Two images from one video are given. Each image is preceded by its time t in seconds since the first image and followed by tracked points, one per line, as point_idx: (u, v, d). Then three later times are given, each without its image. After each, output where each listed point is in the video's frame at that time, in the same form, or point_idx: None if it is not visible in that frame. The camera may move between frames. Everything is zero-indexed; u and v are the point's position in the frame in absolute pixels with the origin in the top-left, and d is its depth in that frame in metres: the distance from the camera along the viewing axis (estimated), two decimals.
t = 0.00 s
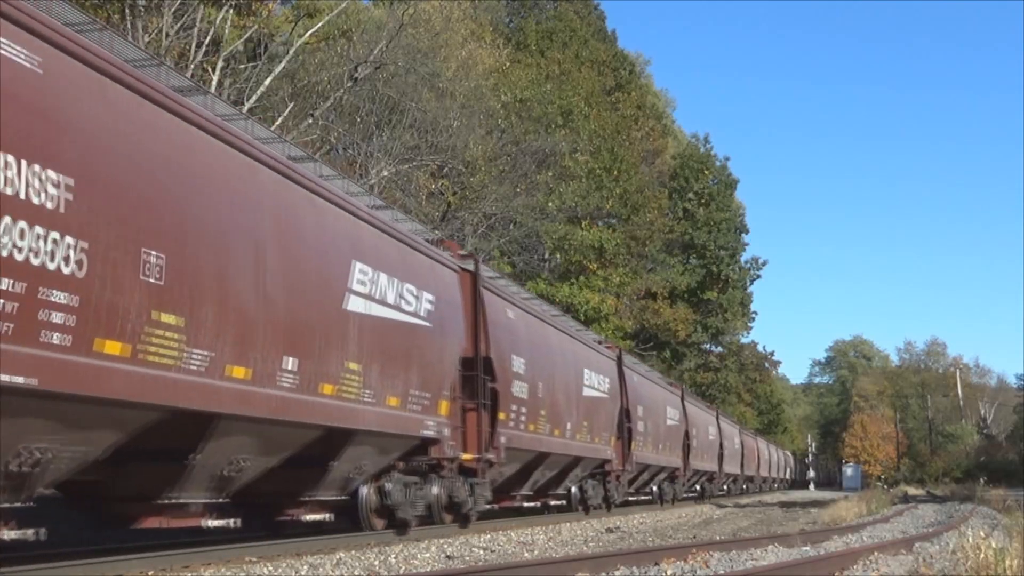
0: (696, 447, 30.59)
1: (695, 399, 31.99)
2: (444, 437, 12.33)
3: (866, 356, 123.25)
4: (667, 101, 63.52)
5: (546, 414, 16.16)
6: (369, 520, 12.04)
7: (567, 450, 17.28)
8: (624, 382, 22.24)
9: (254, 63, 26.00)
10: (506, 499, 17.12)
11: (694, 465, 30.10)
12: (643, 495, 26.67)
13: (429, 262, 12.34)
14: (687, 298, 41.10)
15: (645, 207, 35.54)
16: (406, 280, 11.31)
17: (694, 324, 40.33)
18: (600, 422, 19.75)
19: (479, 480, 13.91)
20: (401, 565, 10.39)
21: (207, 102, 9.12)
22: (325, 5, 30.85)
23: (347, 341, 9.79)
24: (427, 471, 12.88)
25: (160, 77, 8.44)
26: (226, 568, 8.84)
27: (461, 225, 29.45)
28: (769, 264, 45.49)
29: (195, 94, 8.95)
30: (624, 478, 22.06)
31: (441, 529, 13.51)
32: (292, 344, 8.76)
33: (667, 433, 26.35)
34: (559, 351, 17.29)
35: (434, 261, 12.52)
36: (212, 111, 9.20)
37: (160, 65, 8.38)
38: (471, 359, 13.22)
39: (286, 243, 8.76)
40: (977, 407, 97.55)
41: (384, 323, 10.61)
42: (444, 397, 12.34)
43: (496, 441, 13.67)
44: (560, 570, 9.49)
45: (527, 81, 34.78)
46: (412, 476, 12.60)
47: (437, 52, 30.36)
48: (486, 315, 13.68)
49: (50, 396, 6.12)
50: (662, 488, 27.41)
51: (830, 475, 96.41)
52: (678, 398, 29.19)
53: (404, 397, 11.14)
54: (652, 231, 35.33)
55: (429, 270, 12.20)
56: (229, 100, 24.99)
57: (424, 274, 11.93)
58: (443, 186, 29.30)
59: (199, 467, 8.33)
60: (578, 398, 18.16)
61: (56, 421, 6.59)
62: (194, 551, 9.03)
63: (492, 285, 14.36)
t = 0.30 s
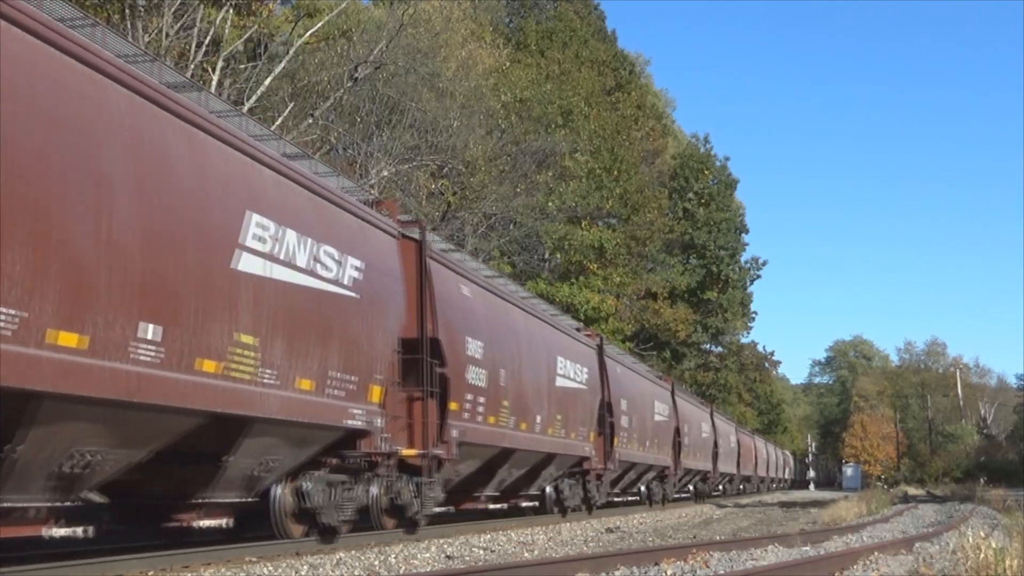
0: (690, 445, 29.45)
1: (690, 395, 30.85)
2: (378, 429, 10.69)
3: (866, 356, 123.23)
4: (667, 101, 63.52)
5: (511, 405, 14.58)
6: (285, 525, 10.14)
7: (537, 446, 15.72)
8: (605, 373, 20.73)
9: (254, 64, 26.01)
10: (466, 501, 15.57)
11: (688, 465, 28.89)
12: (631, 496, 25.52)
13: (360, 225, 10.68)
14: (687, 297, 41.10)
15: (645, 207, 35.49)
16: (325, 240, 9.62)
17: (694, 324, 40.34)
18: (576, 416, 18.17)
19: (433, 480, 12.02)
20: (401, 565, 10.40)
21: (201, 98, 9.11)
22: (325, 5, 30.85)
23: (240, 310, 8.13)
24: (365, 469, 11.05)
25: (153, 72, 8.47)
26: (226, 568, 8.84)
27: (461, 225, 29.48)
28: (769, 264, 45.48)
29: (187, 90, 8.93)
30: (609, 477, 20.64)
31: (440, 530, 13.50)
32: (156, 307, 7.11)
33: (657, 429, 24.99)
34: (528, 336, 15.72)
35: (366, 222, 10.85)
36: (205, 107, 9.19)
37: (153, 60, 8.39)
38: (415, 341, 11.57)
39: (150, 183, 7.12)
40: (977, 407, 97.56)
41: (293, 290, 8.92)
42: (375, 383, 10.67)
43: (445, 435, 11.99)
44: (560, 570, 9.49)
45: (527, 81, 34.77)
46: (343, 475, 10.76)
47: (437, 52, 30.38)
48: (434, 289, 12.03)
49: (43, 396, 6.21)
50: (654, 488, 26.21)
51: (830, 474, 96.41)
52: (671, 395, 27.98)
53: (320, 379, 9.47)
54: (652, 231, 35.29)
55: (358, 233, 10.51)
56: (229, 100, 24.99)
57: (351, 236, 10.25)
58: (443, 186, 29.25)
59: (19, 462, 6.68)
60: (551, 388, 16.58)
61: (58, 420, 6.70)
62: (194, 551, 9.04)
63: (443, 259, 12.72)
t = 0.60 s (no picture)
0: (679, 443, 28.59)
1: (679, 389, 29.96)
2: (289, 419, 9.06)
3: (866, 356, 123.20)
4: (667, 101, 63.53)
5: (465, 394, 13.18)
6: (166, 536, 8.46)
7: (499, 441, 14.35)
8: (581, 363, 19.44)
9: (254, 64, 26.02)
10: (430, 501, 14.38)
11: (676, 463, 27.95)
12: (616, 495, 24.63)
13: (263, 172, 9.15)
14: (687, 298, 41.10)
15: (645, 207, 35.46)
16: (205, 185, 8.08)
17: (694, 324, 40.35)
18: (545, 409, 16.78)
19: (361, 479, 10.49)
20: (402, 565, 10.39)
21: (195, 94, 9.15)
22: (325, 5, 30.85)
23: (72, 262, 6.56)
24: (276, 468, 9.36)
25: (147, 69, 8.53)
26: (226, 568, 8.83)
27: (461, 225, 29.48)
28: (769, 264, 45.49)
29: (183, 86, 8.95)
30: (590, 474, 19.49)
31: (440, 530, 13.51)
32: None
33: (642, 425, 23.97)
34: (486, 319, 14.27)
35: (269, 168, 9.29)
36: (199, 103, 9.24)
37: (147, 56, 8.45)
38: (341, 316, 10.19)
39: (26, 130, 6.25)
40: (977, 407, 97.58)
41: (156, 240, 7.40)
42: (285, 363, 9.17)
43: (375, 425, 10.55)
44: (559, 570, 9.50)
45: (527, 81, 34.79)
46: (243, 476, 9.02)
47: (437, 52, 30.40)
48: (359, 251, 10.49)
49: (41, 395, 6.34)
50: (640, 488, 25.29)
51: (830, 474, 96.46)
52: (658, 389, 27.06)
53: (198, 353, 7.85)
54: (652, 232, 35.25)
55: (257, 181, 8.95)
56: (229, 100, 24.98)
57: (244, 182, 8.68)
58: (443, 187, 29.31)
59: None
60: (514, 375, 15.15)
61: (47, 417, 6.75)
62: (194, 550, 9.01)
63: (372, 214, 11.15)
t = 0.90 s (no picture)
0: (669, 439, 27.51)
1: (669, 384, 29.04)
2: (142, 401, 7.51)
3: (866, 356, 123.17)
4: (667, 101, 63.47)
5: (405, 378, 11.64)
6: None
7: (447, 433, 12.86)
8: (554, 352, 18.02)
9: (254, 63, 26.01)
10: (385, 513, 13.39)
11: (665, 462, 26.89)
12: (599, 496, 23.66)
13: (121, 98, 7.72)
14: (687, 298, 41.11)
15: (645, 207, 35.42)
16: (14, 98, 6.60)
17: (694, 324, 40.34)
18: (506, 399, 15.28)
19: (264, 478, 9.04)
20: (402, 565, 10.39)
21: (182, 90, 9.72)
22: (325, 5, 30.85)
23: None
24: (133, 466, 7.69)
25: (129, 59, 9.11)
26: (226, 568, 8.83)
27: (461, 225, 29.44)
28: (769, 264, 45.46)
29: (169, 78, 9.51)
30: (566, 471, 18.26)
31: (440, 530, 13.50)
32: None
33: (626, 420, 22.77)
34: (433, 296, 12.76)
35: (128, 96, 7.85)
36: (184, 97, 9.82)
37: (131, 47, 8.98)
38: (234, 280, 8.64)
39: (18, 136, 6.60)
40: (977, 407, 97.55)
41: None
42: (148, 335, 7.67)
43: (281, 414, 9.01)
44: (560, 570, 9.50)
45: (527, 81, 34.79)
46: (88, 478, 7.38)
47: (437, 52, 30.41)
48: (258, 204, 8.91)
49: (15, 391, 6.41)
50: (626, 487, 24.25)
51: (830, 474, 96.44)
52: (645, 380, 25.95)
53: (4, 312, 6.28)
54: (652, 231, 35.22)
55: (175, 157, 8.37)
56: (229, 100, 24.99)
57: (87, 107, 7.25)
58: (443, 186, 29.31)
59: None
60: (466, 361, 13.68)
61: (41, 410, 6.86)
62: (194, 551, 9.01)
63: (279, 162, 9.59)
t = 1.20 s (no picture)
0: (657, 437, 25.56)
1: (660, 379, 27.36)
2: None
3: (866, 356, 123.18)
4: (667, 101, 63.47)
5: (319, 356, 9.80)
6: None
7: (378, 425, 10.95)
8: (523, 337, 15.94)
9: (254, 63, 26.02)
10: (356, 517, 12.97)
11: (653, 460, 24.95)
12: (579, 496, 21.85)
13: None
14: (687, 297, 41.11)
15: (645, 207, 35.40)
16: None
17: (694, 324, 40.37)
18: (457, 387, 13.31)
19: (119, 476, 7.29)
20: (402, 565, 10.39)
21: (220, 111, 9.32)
22: (325, 5, 30.84)
23: None
24: None
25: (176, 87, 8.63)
26: (226, 568, 8.84)
27: (461, 225, 29.43)
28: (769, 264, 45.46)
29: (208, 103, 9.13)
30: (534, 470, 16.30)
31: (440, 530, 13.52)
32: None
33: (607, 414, 20.72)
34: (364, 265, 10.81)
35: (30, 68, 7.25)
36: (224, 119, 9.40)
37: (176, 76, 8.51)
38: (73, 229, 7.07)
39: None
40: (977, 407, 97.57)
41: None
42: None
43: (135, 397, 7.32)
44: (560, 570, 9.50)
45: (527, 81, 34.79)
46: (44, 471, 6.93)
47: (437, 52, 30.40)
48: (106, 134, 7.24)
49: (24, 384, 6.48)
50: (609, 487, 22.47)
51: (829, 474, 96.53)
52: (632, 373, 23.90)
53: None
54: (652, 231, 35.21)
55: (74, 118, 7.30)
56: (229, 100, 25.00)
57: None
58: (443, 186, 29.31)
59: None
60: (405, 343, 11.72)
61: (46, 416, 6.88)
62: (193, 551, 9.03)
63: (151, 89, 7.88)
